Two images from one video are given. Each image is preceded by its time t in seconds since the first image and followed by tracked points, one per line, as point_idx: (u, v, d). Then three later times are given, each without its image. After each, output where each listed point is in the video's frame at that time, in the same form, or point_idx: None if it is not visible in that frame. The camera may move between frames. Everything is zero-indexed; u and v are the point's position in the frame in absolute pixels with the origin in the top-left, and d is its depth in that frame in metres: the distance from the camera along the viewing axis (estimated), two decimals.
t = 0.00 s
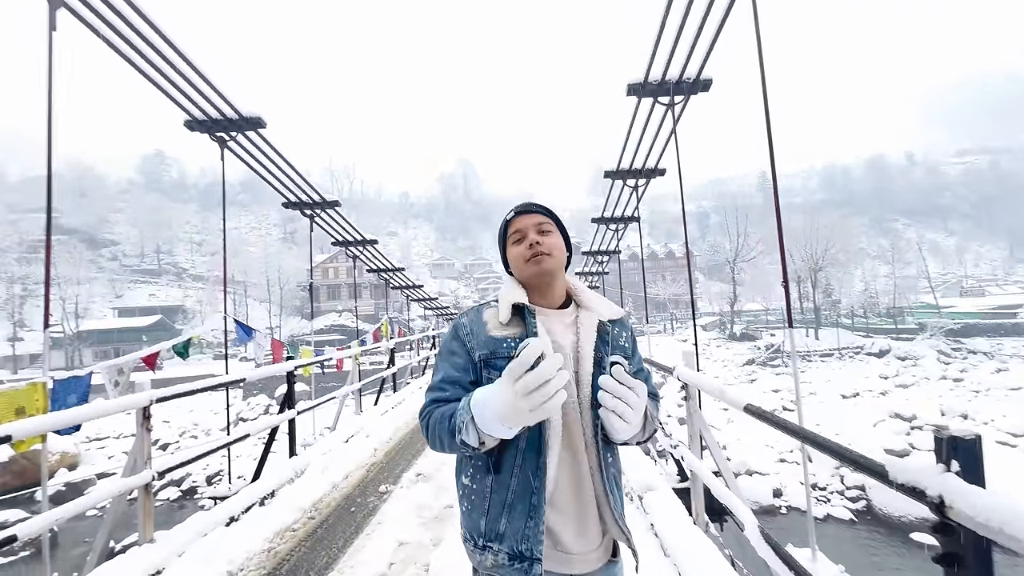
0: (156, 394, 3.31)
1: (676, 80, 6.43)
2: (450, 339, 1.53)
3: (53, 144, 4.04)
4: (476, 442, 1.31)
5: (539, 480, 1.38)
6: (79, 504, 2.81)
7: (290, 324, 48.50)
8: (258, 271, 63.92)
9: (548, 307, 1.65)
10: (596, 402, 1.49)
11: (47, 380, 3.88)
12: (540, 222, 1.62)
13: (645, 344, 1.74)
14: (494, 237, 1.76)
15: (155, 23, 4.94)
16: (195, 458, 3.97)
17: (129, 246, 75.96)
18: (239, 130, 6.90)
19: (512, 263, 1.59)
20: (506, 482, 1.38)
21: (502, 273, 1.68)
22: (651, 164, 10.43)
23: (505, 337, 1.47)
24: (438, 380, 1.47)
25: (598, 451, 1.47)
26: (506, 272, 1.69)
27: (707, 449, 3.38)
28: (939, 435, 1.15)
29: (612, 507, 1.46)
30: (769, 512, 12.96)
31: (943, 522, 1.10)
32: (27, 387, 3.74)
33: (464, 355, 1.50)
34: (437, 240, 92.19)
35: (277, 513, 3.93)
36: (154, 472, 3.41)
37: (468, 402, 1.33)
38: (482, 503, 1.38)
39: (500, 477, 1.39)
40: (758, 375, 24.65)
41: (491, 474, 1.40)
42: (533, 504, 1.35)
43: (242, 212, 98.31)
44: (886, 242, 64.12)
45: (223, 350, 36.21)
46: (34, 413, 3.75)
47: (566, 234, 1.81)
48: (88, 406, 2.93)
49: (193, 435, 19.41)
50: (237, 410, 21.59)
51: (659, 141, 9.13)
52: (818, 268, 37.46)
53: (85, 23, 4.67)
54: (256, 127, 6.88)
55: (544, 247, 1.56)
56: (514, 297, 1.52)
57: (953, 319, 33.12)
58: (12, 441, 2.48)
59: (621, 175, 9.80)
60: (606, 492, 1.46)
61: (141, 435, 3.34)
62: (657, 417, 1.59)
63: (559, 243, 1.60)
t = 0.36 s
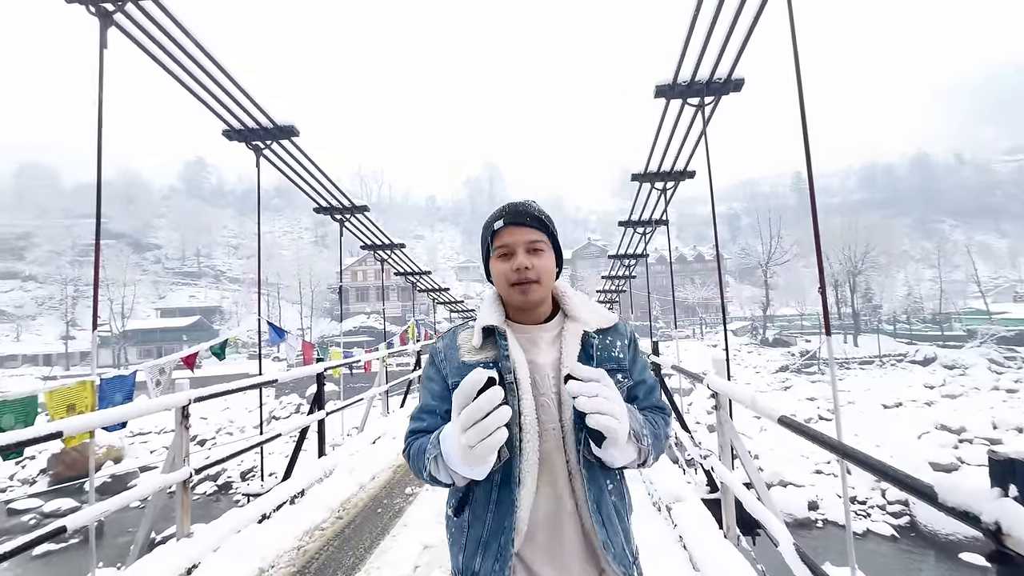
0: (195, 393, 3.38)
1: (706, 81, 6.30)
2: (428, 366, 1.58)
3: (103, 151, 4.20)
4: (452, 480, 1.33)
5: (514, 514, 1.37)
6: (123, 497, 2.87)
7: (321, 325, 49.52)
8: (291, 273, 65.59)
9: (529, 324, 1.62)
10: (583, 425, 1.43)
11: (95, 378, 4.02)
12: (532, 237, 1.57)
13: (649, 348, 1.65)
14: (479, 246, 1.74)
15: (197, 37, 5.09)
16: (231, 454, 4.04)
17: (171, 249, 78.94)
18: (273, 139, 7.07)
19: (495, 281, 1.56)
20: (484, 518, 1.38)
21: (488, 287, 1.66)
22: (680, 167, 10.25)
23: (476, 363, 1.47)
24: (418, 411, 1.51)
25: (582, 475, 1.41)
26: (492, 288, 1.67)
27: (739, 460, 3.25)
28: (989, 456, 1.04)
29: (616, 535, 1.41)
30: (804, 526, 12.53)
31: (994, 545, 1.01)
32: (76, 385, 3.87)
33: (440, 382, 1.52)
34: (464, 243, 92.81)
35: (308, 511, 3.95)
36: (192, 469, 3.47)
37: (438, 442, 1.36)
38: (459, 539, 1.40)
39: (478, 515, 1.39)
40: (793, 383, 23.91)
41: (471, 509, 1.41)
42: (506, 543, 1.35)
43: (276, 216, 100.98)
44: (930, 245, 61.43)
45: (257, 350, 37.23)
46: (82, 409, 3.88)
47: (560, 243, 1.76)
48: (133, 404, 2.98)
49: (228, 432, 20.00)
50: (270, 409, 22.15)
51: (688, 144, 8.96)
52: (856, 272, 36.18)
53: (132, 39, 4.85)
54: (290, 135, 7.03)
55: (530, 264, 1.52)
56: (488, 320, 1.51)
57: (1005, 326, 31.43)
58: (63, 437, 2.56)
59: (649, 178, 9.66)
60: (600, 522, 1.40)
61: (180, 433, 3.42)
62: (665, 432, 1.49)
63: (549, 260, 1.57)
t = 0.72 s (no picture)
0: (215, 388, 3.41)
1: (725, 75, 6.19)
2: (420, 367, 1.56)
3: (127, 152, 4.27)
4: (446, 486, 1.34)
5: (507, 522, 1.37)
6: (146, 490, 2.90)
7: (339, 323, 50.10)
8: (310, 271, 66.43)
9: (520, 323, 1.59)
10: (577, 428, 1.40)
11: (122, 373, 4.09)
12: (544, 231, 1.56)
13: (652, 341, 1.60)
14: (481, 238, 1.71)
15: (218, 41, 5.14)
16: (251, 448, 4.07)
17: (193, 248, 80.59)
18: (292, 139, 7.14)
19: (496, 275, 1.53)
20: (481, 525, 1.39)
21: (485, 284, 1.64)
22: (698, 163, 10.11)
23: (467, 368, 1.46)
24: (409, 415, 1.50)
25: (578, 482, 1.39)
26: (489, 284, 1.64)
27: (756, 461, 3.19)
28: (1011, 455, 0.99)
29: (620, 538, 1.40)
30: (824, 529, 12.33)
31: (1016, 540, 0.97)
32: (103, 380, 3.94)
33: (430, 386, 1.50)
34: (479, 241, 92.98)
35: (326, 506, 3.98)
36: (214, 463, 3.51)
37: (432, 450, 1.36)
38: (458, 547, 1.42)
39: (474, 523, 1.40)
40: (813, 383, 23.47)
41: (467, 515, 1.42)
42: (499, 552, 1.35)
43: (295, 215, 102.40)
44: (958, 242, 59.77)
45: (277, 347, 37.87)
46: (108, 404, 3.97)
47: (568, 234, 1.73)
48: (156, 399, 3.02)
49: (249, 427, 20.37)
50: (289, 405, 22.50)
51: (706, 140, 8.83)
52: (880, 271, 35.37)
53: (156, 42, 4.92)
54: (307, 135, 7.09)
55: (535, 259, 1.50)
56: (478, 319, 1.50)
57: None
58: (90, 430, 2.59)
59: (665, 175, 9.55)
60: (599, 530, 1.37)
61: (202, 427, 3.47)
62: (669, 432, 1.44)
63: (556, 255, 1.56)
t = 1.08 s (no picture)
0: (214, 389, 3.41)
1: (724, 77, 6.20)
2: (451, 360, 1.59)
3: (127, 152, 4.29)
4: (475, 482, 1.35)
5: (529, 520, 1.39)
6: (145, 490, 2.91)
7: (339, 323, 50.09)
8: (309, 271, 66.46)
9: (556, 321, 1.60)
10: (604, 434, 1.40)
11: (120, 373, 4.09)
12: (583, 230, 1.56)
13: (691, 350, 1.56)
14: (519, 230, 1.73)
15: (218, 41, 5.15)
16: (251, 448, 4.08)
17: (194, 248, 80.63)
18: (291, 139, 7.14)
19: (532, 271, 1.55)
20: (505, 520, 1.40)
21: (521, 280, 1.67)
22: (697, 164, 10.13)
23: (496, 363, 1.48)
24: (439, 407, 1.54)
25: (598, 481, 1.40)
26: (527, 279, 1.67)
27: (754, 461, 3.18)
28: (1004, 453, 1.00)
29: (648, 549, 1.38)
30: (824, 530, 12.32)
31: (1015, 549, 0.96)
32: (101, 379, 3.94)
33: (461, 377, 1.54)
34: (479, 241, 92.97)
35: (323, 507, 3.97)
36: (212, 463, 3.51)
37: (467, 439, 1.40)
38: (481, 538, 1.45)
39: (497, 516, 1.42)
40: (813, 384, 23.46)
41: (490, 505, 1.45)
42: (521, 550, 1.36)
43: (295, 216, 102.47)
44: (958, 243, 59.77)
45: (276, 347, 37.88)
46: (107, 402, 3.96)
47: (610, 230, 1.72)
48: (153, 400, 3.01)
49: (248, 428, 20.36)
50: (289, 405, 22.48)
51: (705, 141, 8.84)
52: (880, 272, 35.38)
53: (157, 44, 4.93)
54: (307, 136, 7.10)
55: (573, 256, 1.51)
56: (512, 314, 1.52)
57: None
58: (88, 430, 2.60)
59: (665, 175, 9.57)
60: (623, 542, 1.35)
61: (200, 427, 3.47)
62: (705, 454, 1.38)
63: (597, 255, 1.56)
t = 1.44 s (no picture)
0: (192, 387, 3.36)
1: (708, 80, 6.29)
2: (480, 348, 1.61)
3: (103, 146, 4.20)
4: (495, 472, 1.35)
5: (546, 515, 1.39)
6: (119, 490, 2.85)
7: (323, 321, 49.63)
8: (293, 269, 65.69)
9: (585, 316, 1.62)
10: (623, 435, 1.39)
11: (94, 371, 4.00)
12: (594, 218, 1.55)
13: (722, 357, 1.54)
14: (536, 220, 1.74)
15: (198, 32, 5.06)
16: (232, 447, 4.04)
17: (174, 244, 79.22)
18: (274, 134, 7.04)
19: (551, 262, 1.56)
20: (523, 510, 1.42)
21: (546, 273, 1.68)
22: (682, 165, 10.23)
23: (523, 354, 1.49)
24: (463, 393, 1.56)
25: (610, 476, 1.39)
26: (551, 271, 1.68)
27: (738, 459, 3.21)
28: (976, 451, 1.04)
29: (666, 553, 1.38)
30: (803, 527, 12.53)
31: (983, 548, 0.99)
32: (75, 377, 3.86)
33: (487, 364, 1.56)
34: (465, 241, 92.90)
35: (302, 507, 3.93)
36: (190, 463, 3.46)
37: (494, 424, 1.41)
38: (495, 527, 1.46)
39: (515, 505, 1.44)
40: (793, 384, 23.86)
41: (508, 494, 1.46)
42: (535, 544, 1.37)
43: (279, 213, 101.28)
44: (933, 247, 61.27)
45: (258, 346, 37.41)
46: (81, 400, 3.88)
47: (629, 219, 1.70)
48: (127, 398, 2.96)
49: (230, 427, 20.06)
50: (271, 405, 22.19)
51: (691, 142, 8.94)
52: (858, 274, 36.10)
53: (136, 34, 4.84)
54: (291, 131, 7.01)
55: (588, 248, 1.51)
56: (542, 305, 1.54)
57: (1007, 329, 31.40)
58: (60, 428, 2.55)
59: (650, 177, 9.65)
60: (637, 546, 1.34)
61: (178, 426, 3.42)
62: (727, 467, 1.36)
63: (611, 243, 1.55)
